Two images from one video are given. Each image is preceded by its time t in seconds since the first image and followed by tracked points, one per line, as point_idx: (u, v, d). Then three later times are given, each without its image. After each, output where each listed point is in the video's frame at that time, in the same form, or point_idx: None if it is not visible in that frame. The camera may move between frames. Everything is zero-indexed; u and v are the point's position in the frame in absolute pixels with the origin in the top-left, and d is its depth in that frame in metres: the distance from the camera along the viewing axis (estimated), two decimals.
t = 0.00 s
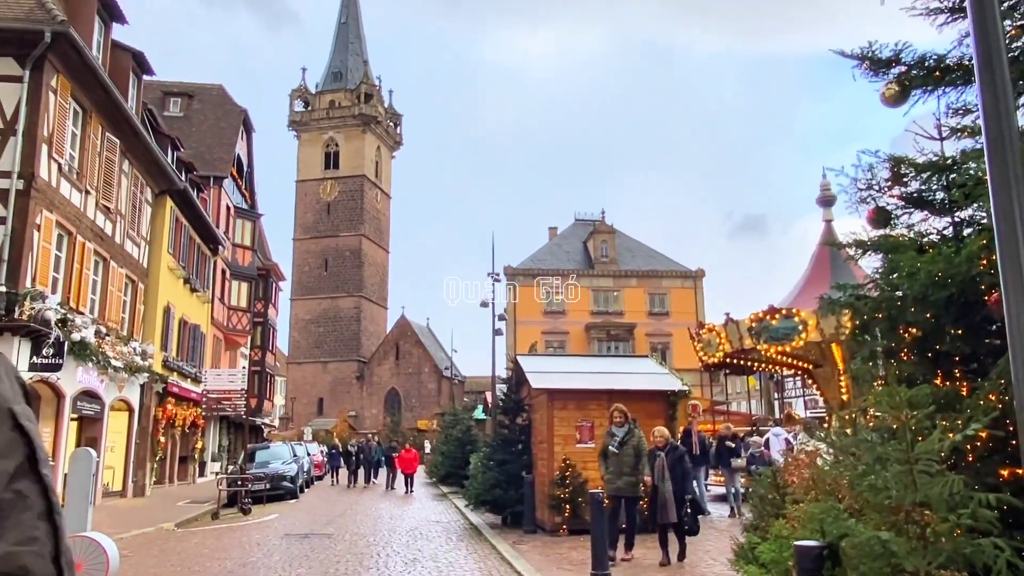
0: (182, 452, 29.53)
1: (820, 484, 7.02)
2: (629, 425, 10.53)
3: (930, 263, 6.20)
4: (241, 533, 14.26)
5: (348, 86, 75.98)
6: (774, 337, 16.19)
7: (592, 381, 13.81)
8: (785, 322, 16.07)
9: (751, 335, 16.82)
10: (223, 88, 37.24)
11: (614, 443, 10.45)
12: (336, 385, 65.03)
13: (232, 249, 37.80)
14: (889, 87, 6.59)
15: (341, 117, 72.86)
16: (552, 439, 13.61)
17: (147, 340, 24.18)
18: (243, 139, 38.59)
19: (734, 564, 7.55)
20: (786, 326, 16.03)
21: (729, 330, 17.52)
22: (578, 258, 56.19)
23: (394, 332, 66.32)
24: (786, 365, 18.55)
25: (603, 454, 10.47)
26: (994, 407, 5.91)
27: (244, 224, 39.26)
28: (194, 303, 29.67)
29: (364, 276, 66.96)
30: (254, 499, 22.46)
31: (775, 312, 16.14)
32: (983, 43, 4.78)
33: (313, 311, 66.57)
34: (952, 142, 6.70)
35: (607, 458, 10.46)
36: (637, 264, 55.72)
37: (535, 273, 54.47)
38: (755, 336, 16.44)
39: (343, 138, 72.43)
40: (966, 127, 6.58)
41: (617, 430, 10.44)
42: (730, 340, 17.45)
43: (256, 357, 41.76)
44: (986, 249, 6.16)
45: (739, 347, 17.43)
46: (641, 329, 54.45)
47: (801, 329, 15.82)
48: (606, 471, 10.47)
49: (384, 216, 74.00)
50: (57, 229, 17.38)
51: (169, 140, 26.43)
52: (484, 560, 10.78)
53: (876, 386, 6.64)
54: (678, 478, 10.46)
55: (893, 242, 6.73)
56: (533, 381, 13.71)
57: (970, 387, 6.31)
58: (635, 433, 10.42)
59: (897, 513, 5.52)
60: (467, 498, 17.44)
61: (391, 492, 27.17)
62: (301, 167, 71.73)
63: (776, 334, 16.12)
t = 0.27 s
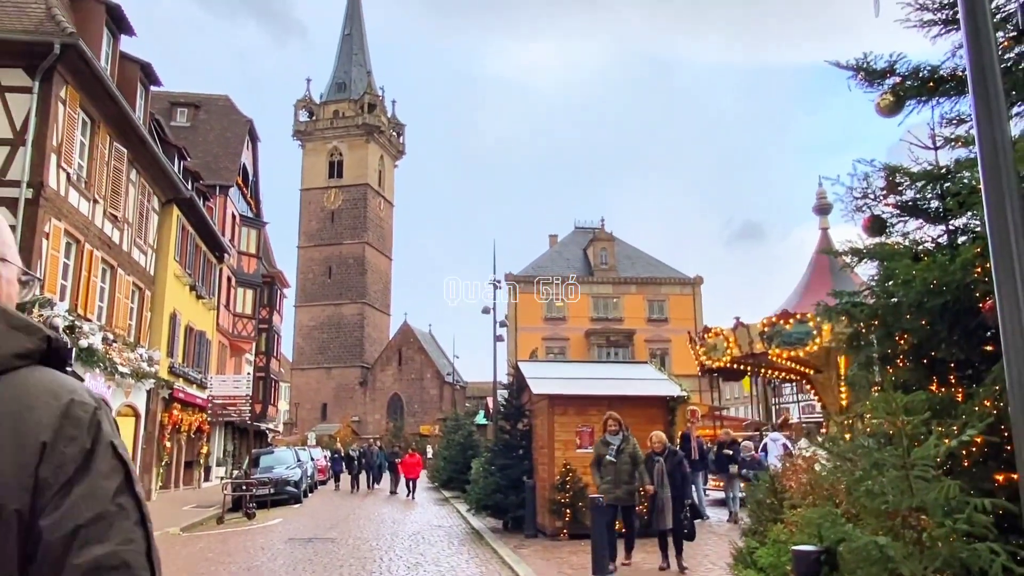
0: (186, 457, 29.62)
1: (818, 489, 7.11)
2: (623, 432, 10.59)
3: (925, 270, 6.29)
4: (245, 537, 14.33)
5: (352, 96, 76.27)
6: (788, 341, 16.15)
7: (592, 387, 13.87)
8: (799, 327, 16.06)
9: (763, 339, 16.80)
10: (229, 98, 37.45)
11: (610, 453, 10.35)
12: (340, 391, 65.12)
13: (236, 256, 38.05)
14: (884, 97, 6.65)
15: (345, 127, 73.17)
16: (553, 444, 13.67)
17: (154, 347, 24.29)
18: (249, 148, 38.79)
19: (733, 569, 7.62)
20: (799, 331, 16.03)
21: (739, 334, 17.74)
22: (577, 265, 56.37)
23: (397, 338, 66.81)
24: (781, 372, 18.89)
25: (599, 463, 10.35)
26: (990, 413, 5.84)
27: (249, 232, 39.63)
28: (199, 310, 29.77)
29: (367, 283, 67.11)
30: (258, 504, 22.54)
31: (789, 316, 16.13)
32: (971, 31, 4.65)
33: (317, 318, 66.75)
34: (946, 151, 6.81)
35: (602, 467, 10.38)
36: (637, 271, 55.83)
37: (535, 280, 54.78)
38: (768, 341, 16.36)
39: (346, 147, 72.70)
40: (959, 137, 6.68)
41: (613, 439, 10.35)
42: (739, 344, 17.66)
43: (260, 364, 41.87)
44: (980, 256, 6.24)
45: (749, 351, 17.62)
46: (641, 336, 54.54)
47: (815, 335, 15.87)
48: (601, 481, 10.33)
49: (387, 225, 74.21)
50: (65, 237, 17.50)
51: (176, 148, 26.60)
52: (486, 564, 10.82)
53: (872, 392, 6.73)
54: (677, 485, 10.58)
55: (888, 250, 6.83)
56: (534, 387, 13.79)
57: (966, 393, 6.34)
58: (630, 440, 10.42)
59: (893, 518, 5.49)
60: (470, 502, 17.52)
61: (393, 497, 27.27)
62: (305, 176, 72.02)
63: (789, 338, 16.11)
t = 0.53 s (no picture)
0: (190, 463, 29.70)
1: (816, 495, 7.16)
2: (622, 435, 10.62)
3: (922, 277, 6.35)
4: (249, 542, 14.42)
5: (356, 105, 76.54)
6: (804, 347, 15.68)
7: (593, 393, 13.93)
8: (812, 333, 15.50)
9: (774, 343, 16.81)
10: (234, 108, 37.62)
11: (608, 455, 10.47)
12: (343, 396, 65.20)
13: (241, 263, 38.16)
14: (881, 106, 6.72)
15: (348, 136, 73.41)
16: (554, 449, 13.72)
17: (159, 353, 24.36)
18: (253, 157, 38.95)
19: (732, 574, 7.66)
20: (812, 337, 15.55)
21: (752, 338, 17.57)
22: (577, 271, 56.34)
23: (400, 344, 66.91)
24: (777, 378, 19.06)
25: (597, 466, 10.46)
26: (987, 419, 5.89)
27: (253, 239, 39.67)
28: (204, 317, 29.86)
29: (370, 289, 67.22)
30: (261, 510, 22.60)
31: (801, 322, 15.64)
32: (966, 24, 4.59)
33: (320, 324, 66.89)
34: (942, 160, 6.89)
35: (601, 471, 10.49)
36: (637, 278, 55.77)
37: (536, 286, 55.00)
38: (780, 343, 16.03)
39: (350, 156, 72.89)
40: (955, 145, 6.76)
41: (612, 442, 10.48)
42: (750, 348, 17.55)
43: (264, 370, 41.98)
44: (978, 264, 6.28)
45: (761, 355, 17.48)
46: (641, 342, 54.54)
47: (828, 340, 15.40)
48: (599, 482, 10.42)
49: (389, 232, 74.36)
50: (72, 246, 17.61)
51: (182, 158, 26.71)
52: (487, 569, 10.88)
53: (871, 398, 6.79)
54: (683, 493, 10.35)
55: (885, 258, 6.90)
56: (535, 393, 13.85)
57: (962, 400, 6.38)
58: (629, 443, 10.51)
59: (892, 523, 5.41)
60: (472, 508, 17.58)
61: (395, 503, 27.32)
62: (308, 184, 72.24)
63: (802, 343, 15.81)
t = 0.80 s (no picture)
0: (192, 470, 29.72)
1: (817, 501, 7.18)
2: (626, 442, 10.48)
3: (921, 284, 6.37)
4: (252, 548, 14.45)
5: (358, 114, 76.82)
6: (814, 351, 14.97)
7: (593, 399, 13.94)
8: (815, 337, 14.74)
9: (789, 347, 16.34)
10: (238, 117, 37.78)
11: (611, 463, 10.36)
12: (345, 402, 65.18)
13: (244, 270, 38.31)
14: (879, 115, 6.77)
15: (351, 144, 73.67)
16: (555, 455, 13.74)
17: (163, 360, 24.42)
18: (257, 165, 39.09)
19: None
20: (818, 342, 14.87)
21: (766, 342, 17.02)
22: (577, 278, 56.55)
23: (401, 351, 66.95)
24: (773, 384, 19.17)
25: (600, 475, 10.35)
26: (986, 424, 5.92)
27: (256, 247, 40.02)
28: (208, 324, 29.92)
29: (372, 296, 67.28)
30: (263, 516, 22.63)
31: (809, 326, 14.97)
32: (963, 32, 4.58)
33: (322, 331, 66.96)
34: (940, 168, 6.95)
35: (604, 479, 10.41)
36: (637, 285, 55.95)
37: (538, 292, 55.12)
38: (795, 351, 15.06)
39: (352, 164, 73.09)
40: (953, 154, 6.82)
41: (615, 449, 10.37)
42: (764, 353, 16.93)
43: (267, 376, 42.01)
44: (975, 270, 6.32)
45: (775, 360, 16.95)
46: (641, 348, 54.56)
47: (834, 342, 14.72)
48: (603, 490, 10.32)
49: (391, 240, 74.48)
50: (77, 253, 17.68)
51: (185, 166, 26.81)
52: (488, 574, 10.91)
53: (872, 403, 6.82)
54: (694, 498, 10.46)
55: (884, 265, 6.94)
56: (536, 399, 13.89)
57: (962, 405, 6.41)
58: (632, 451, 10.38)
59: (892, 530, 5.38)
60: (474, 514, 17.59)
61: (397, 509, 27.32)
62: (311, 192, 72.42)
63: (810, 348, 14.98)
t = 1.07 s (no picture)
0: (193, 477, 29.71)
1: (818, 507, 7.18)
2: (635, 447, 10.33)
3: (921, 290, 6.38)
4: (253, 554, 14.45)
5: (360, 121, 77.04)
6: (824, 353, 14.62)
7: (594, 406, 13.94)
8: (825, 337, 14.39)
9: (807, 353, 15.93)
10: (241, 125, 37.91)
11: (620, 468, 10.20)
12: (346, 408, 65.11)
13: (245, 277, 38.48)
14: (877, 123, 6.79)
15: (353, 152, 73.85)
16: (556, 462, 13.74)
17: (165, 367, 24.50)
18: (260, 173, 39.20)
19: None
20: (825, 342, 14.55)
21: (781, 346, 16.59)
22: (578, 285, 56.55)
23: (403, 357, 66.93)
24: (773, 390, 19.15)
25: (609, 481, 10.17)
26: (986, 431, 5.91)
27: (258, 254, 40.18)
28: (210, 331, 29.98)
29: (374, 302, 67.31)
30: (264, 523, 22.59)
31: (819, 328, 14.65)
32: (961, 38, 4.57)
33: (324, 337, 66.96)
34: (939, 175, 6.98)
35: (612, 483, 10.25)
36: (637, 292, 55.93)
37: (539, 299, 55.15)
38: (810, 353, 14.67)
39: (354, 171, 73.25)
40: (951, 161, 6.85)
41: (624, 454, 10.19)
42: (780, 357, 16.49)
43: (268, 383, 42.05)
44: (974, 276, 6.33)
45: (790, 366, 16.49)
46: (641, 354, 54.48)
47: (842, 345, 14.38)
48: (612, 497, 10.17)
49: (393, 247, 74.57)
50: (80, 260, 17.73)
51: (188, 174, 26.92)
52: None
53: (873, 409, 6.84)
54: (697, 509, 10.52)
55: (884, 272, 6.96)
56: (536, 405, 13.89)
57: (962, 412, 6.42)
58: (642, 456, 10.23)
59: (892, 536, 5.35)
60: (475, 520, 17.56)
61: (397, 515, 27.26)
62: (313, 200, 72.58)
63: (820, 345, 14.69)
